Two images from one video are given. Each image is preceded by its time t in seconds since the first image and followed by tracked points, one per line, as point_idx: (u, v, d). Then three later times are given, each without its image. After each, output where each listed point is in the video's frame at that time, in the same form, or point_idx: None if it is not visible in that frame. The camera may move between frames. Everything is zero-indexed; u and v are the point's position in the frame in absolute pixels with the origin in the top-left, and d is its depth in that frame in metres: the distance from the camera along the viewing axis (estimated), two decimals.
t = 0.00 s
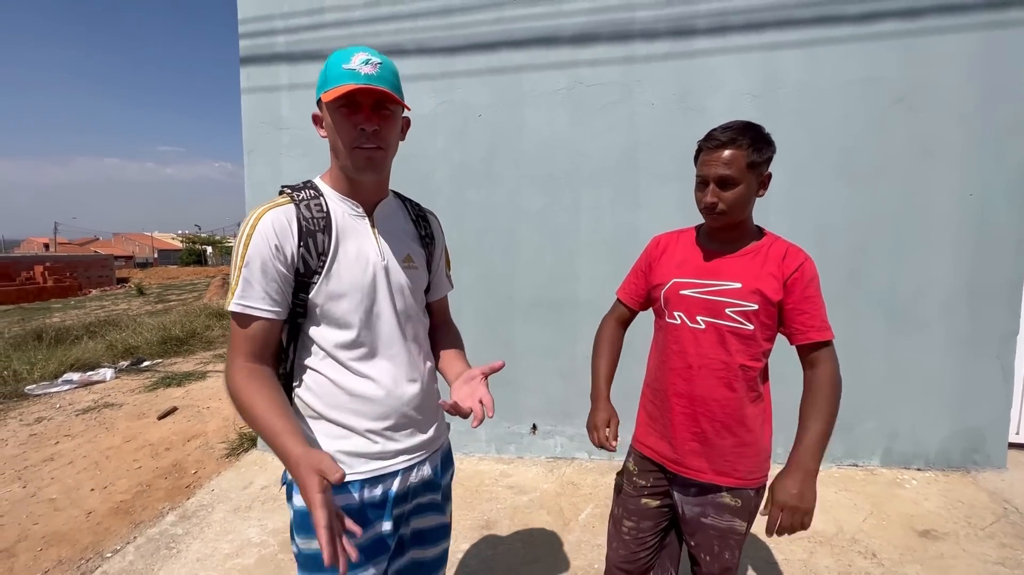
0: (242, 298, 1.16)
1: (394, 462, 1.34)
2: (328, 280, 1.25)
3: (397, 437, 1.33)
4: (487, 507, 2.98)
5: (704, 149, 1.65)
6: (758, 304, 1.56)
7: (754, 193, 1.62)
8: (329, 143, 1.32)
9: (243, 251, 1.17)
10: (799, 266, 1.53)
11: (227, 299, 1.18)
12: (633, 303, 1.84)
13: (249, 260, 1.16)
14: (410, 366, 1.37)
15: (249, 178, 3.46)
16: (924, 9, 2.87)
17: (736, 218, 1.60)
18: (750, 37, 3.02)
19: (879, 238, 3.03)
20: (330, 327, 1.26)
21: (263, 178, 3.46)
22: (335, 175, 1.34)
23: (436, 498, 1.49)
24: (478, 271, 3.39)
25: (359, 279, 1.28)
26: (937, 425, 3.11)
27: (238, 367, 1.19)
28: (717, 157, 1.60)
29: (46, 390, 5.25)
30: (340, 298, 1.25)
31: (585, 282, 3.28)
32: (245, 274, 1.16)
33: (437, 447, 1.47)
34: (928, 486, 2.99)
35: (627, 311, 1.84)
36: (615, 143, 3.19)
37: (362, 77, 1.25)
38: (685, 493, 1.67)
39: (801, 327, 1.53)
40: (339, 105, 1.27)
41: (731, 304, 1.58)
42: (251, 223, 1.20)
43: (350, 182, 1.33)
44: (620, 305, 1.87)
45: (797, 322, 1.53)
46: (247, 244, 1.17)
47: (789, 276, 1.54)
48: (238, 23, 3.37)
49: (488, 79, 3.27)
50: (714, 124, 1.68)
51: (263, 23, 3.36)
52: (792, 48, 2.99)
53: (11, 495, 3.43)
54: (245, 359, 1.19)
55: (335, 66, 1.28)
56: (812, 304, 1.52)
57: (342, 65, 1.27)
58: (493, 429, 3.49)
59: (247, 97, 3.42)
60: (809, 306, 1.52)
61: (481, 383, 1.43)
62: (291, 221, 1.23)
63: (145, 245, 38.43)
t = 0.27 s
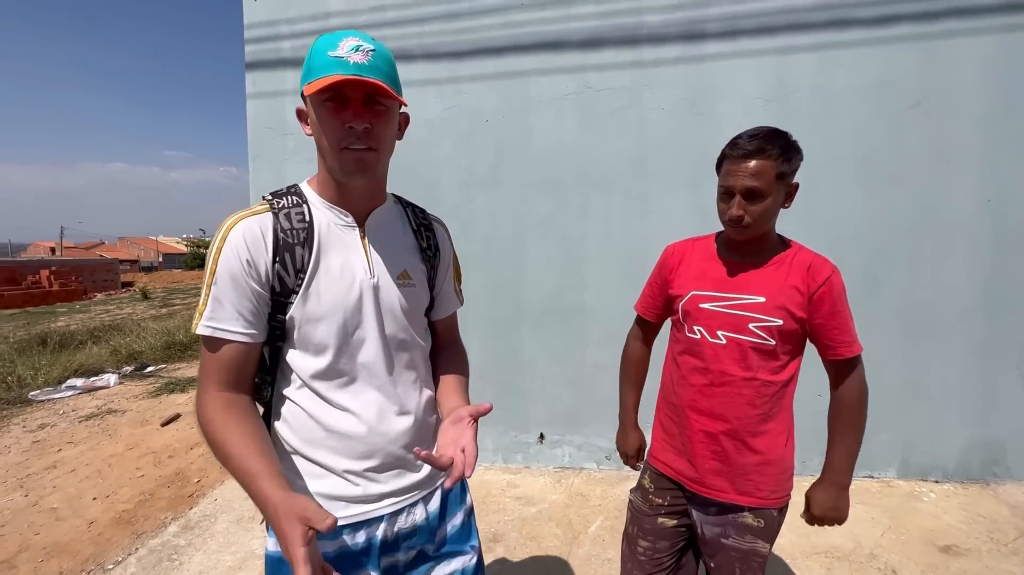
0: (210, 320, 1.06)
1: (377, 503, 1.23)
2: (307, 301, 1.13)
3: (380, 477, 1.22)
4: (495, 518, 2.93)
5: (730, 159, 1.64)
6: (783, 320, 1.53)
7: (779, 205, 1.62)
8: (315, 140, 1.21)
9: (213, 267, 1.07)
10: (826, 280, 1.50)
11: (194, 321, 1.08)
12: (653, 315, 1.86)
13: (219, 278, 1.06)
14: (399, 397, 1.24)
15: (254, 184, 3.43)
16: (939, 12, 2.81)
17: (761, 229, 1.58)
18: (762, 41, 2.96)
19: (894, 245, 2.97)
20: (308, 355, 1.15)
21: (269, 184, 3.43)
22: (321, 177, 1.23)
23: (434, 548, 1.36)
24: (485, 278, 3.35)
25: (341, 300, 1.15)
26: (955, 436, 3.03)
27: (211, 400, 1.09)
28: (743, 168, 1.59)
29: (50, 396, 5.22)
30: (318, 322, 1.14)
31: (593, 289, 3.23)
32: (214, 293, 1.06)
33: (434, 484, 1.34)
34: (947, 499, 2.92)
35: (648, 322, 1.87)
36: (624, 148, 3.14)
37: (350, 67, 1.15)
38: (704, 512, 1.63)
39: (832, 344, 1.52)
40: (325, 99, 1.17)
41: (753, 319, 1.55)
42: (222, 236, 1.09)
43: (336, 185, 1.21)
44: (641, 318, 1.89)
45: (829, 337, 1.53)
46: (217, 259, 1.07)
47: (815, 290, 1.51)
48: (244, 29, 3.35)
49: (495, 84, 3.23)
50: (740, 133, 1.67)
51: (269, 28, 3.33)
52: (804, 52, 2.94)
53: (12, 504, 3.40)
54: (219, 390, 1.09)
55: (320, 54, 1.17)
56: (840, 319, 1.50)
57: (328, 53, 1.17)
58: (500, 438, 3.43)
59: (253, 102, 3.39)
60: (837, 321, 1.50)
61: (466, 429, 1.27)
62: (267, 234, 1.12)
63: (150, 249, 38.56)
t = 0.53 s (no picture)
0: (186, 335, 1.04)
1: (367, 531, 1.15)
2: (287, 319, 1.09)
3: (362, 509, 1.14)
4: (499, 529, 2.87)
5: (745, 164, 1.60)
6: (797, 332, 1.49)
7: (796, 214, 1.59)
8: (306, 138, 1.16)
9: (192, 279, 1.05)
10: (841, 291, 1.47)
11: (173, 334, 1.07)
12: (667, 324, 1.85)
13: (195, 291, 1.04)
14: (389, 425, 1.17)
15: (257, 189, 3.40)
16: (949, 15, 2.77)
17: (776, 237, 1.54)
18: (769, 45, 2.92)
19: (905, 251, 2.92)
20: (290, 374, 1.11)
21: (271, 189, 3.39)
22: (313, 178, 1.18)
23: None
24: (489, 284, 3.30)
25: (323, 318, 1.10)
26: (968, 445, 2.97)
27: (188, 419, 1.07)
28: (759, 175, 1.55)
29: (51, 402, 5.19)
30: (300, 340, 1.10)
31: (598, 295, 3.18)
32: (191, 308, 1.04)
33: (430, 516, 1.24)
34: (961, 511, 2.86)
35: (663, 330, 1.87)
36: (629, 153, 3.10)
37: (344, 56, 1.10)
38: (717, 528, 1.58)
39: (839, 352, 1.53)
40: (318, 93, 1.12)
41: (767, 332, 1.51)
42: (203, 246, 1.07)
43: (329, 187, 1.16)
44: (657, 327, 1.89)
45: (838, 347, 1.54)
46: (196, 271, 1.05)
47: (829, 301, 1.49)
48: (247, 33, 3.33)
49: (499, 89, 3.19)
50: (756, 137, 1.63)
51: (272, 33, 3.31)
52: (813, 56, 2.90)
53: (11, 513, 3.36)
54: (196, 409, 1.07)
55: (310, 43, 1.13)
56: (852, 330, 1.50)
57: (319, 42, 1.12)
58: (504, 446, 3.38)
59: (255, 107, 3.36)
60: (849, 332, 1.50)
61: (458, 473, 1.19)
62: (249, 243, 1.08)
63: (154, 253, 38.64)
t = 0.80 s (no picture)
0: (183, 348, 1.03)
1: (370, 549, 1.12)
2: (282, 335, 1.06)
3: (359, 539, 1.10)
4: (500, 539, 2.83)
5: (752, 172, 1.56)
6: (804, 345, 1.46)
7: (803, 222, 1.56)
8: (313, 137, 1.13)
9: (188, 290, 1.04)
10: (847, 302, 1.47)
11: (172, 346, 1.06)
12: (674, 334, 1.82)
13: (191, 301, 1.03)
14: (389, 447, 1.12)
15: (257, 194, 3.38)
16: (953, 19, 2.75)
17: (783, 247, 1.52)
18: (771, 49, 2.90)
19: (911, 257, 2.88)
20: (289, 391, 1.09)
21: (271, 195, 3.37)
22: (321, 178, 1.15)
23: None
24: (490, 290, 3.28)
25: (322, 336, 1.07)
26: (976, 454, 2.93)
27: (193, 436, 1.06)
28: (768, 184, 1.52)
29: (50, 408, 5.17)
30: (298, 356, 1.07)
31: (600, 302, 3.15)
32: (187, 320, 1.03)
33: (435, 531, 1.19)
34: (969, 521, 2.81)
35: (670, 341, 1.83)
36: (631, 159, 3.08)
37: (356, 45, 1.07)
38: (725, 542, 1.54)
39: (838, 365, 1.51)
40: (326, 88, 1.09)
41: (773, 344, 1.48)
42: (201, 254, 1.06)
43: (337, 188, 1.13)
44: (664, 336, 1.86)
45: (832, 359, 1.51)
46: (192, 282, 1.04)
47: (835, 313, 1.47)
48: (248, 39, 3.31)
49: (500, 94, 3.17)
50: (763, 143, 1.59)
51: (273, 39, 3.30)
52: (816, 60, 2.87)
53: (7, 521, 3.33)
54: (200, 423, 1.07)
55: (319, 32, 1.09)
56: (855, 342, 1.48)
57: (328, 31, 1.08)
58: (505, 454, 3.34)
59: (256, 112, 3.35)
60: (851, 344, 1.48)
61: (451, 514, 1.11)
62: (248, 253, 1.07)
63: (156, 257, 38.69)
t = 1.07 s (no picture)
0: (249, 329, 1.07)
1: (380, 532, 1.17)
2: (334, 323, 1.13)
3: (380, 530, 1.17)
4: (491, 552, 2.86)
5: (713, 188, 1.70)
6: (777, 350, 1.56)
7: (768, 223, 1.66)
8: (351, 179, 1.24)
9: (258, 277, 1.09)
10: (816, 309, 1.57)
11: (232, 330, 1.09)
12: (656, 342, 1.91)
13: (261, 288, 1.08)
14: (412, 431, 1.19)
15: (248, 215, 3.43)
16: (911, 48, 2.93)
17: (756, 252, 1.62)
18: (743, 76, 3.06)
19: (880, 270, 3.03)
20: (327, 371, 1.14)
21: (262, 216, 3.43)
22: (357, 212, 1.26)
23: None
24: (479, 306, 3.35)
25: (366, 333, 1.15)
26: (948, 458, 3.05)
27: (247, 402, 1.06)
28: (727, 193, 1.65)
29: (30, 433, 5.08)
30: (338, 339, 1.13)
31: (586, 317, 3.24)
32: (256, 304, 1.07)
33: (438, 514, 1.26)
34: (944, 523, 2.92)
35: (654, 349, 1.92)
36: (613, 179, 3.20)
37: (385, 118, 1.16)
38: (707, 540, 1.61)
39: (808, 370, 1.60)
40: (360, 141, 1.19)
41: (748, 348, 1.57)
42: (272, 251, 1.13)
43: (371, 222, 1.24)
44: (647, 344, 1.95)
45: (804, 364, 1.61)
46: (263, 272, 1.10)
47: (806, 319, 1.57)
48: (240, 65, 3.40)
49: (487, 117, 3.29)
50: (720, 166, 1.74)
51: (265, 65, 3.39)
52: (785, 86, 3.04)
53: None
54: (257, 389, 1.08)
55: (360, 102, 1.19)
56: (825, 348, 1.58)
57: (371, 104, 1.18)
58: (495, 468, 3.38)
59: (248, 136, 3.42)
60: (821, 350, 1.58)
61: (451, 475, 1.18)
62: (309, 256, 1.15)
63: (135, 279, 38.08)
